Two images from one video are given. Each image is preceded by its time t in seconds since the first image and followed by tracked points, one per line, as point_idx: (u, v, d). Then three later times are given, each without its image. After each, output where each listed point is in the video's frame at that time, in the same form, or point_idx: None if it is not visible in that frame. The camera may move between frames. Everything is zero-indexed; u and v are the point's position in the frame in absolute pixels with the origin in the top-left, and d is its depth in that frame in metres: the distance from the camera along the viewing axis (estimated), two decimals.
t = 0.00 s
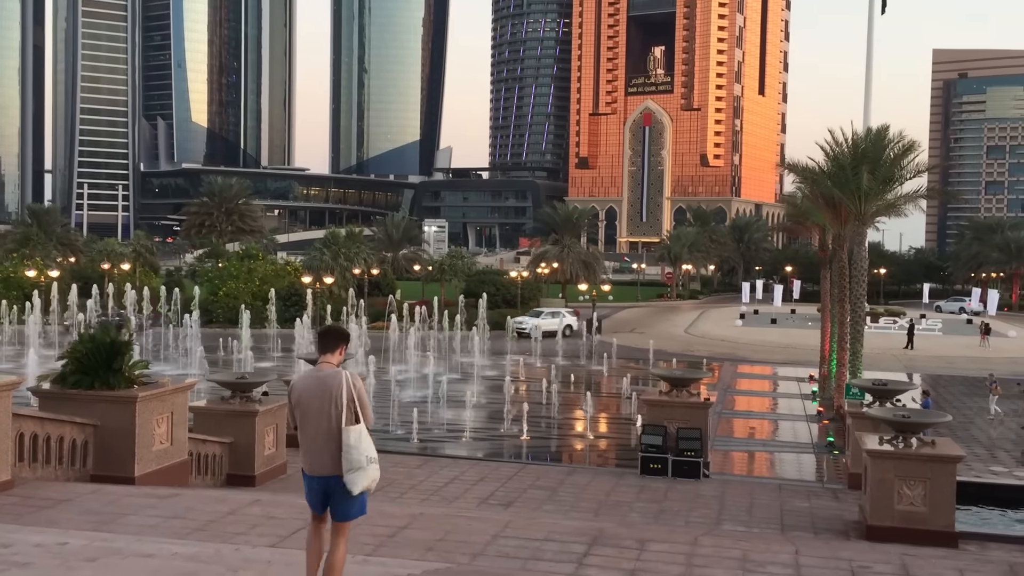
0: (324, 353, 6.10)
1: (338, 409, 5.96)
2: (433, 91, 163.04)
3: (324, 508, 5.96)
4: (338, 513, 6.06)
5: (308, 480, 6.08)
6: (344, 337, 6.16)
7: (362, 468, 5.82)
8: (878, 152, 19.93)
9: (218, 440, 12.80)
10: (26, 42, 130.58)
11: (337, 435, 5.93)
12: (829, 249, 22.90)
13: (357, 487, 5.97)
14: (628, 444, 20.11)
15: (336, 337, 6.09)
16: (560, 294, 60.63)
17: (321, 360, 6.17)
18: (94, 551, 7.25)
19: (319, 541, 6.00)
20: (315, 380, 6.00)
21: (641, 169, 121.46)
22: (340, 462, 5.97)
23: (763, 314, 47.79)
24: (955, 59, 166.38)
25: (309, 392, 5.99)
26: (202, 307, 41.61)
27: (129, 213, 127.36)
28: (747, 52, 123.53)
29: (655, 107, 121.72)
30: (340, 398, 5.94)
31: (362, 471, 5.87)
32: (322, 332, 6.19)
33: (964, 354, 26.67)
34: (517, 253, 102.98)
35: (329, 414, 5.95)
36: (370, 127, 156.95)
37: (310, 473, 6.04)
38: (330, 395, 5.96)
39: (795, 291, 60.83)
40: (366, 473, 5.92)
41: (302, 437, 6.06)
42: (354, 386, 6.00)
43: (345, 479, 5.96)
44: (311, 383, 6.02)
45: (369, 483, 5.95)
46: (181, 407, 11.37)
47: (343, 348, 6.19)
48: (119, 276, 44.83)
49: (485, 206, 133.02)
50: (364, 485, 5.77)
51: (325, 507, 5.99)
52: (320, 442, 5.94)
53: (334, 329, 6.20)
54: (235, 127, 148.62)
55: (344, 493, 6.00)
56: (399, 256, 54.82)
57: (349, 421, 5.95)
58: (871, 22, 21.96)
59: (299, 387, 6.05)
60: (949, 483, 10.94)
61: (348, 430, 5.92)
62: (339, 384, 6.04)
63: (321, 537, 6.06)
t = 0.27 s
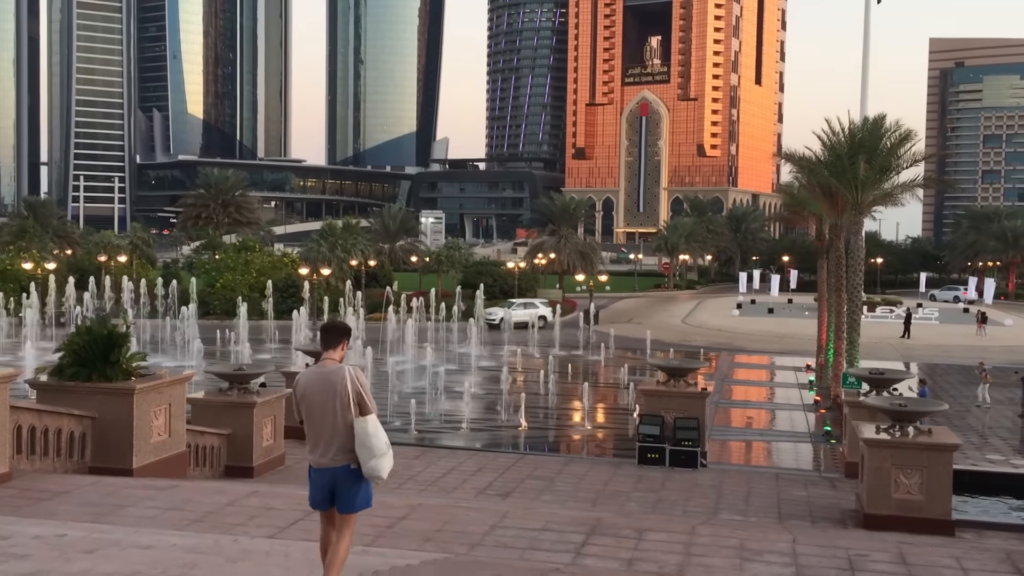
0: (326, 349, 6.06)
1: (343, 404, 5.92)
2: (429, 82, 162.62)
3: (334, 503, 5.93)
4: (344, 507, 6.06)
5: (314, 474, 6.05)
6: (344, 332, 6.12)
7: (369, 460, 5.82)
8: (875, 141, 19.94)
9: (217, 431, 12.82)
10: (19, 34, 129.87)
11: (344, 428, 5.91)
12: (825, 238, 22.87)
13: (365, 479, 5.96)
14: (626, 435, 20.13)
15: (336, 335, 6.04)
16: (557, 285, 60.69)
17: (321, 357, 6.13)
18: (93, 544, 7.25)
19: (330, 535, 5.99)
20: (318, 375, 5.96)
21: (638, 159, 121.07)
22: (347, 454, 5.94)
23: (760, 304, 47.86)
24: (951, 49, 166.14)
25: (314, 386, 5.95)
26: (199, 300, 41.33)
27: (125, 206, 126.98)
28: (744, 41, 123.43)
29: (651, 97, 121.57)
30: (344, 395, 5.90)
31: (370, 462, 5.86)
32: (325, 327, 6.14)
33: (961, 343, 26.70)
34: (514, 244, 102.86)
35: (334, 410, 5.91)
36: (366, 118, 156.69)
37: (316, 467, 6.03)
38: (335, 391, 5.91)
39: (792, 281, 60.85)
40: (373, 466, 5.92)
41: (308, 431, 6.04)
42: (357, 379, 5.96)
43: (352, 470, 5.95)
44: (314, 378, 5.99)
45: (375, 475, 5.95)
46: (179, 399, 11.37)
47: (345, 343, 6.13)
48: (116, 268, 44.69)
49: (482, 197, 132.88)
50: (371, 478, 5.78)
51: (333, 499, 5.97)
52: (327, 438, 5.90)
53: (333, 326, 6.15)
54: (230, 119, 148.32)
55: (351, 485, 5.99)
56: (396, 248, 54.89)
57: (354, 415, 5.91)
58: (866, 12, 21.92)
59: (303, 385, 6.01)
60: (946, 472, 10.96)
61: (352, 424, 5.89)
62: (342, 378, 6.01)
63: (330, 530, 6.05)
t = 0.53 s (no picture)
0: (324, 345, 6.25)
1: (341, 398, 6.07)
2: (420, 76, 162.33)
3: (329, 493, 6.08)
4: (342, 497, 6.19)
5: (311, 467, 6.18)
6: (341, 330, 6.30)
7: (364, 453, 5.95)
8: (866, 134, 20.01)
9: (210, 427, 12.79)
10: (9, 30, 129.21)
11: (341, 423, 6.05)
12: (818, 231, 22.94)
13: (361, 470, 6.12)
14: (619, 427, 20.17)
15: (334, 332, 6.22)
16: (550, 278, 60.82)
17: (320, 353, 6.31)
18: (86, 539, 7.24)
19: (324, 526, 6.08)
20: (317, 371, 6.13)
21: (630, 154, 121.74)
22: (343, 446, 6.08)
23: (753, 297, 48.00)
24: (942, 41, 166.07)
25: (313, 382, 6.10)
26: (191, 295, 41.23)
27: (117, 201, 126.72)
28: (735, 35, 122.98)
29: (643, 90, 121.58)
30: (343, 389, 6.07)
31: (365, 453, 6.00)
32: (321, 325, 6.32)
33: (953, 334, 26.82)
34: (507, 237, 102.78)
35: (331, 403, 6.08)
36: (358, 112, 156.39)
37: (315, 458, 6.16)
38: (335, 386, 6.09)
39: (784, 274, 60.91)
40: (369, 457, 6.07)
41: (306, 424, 6.17)
42: (355, 376, 6.15)
43: (350, 462, 6.10)
44: (314, 374, 6.16)
45: (369, 467, 6.07)
46: (171, 395, 11.36)
47: (342, 340, 6.32)
48: (108, 264, 44.60)
49: (474, 190, 132.82)
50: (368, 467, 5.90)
51: (329, 489, 6.10)
52: (325, 430, 6.03)
53: (332, 323, 6.33)
54: (222, 114, 147.97)
55: (346, 475, 6.12)
56: (389, 243, 55.09)
57: (351, 409, 6.07)
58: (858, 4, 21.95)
59: (303, 379, 6.18)
60: (939, 463, 11.03)
61: (349, 418, 6.04)
62: (341, 375, 6.17)
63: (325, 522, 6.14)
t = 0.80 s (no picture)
0: (316, 346, 6.15)
1: (330, 397, 6.01)
2: (400, 71, 162.15)
3: (316, 489, 6.02)
4: (329, 495, 6.13)
5: (299, 463, 6.13)
6: (332, 329, 6.20)
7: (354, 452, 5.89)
8: (844, 129, 20.12)
9: (188, 424, 12.70)
10: None
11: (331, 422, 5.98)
12: (796, 225, 23.04)
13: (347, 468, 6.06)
14: (599, 422, 20.22)
15: (325, 331, 6.15)
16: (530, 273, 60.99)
17: (311, 353, 6.22)
18: (61, 538, 7.16)
19: (308, 524, 6.00)
20: (309, 371, 6.05)
21: (610, 148, 121.34)
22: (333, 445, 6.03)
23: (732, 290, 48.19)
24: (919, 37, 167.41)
25: (305, 380, 6.03)
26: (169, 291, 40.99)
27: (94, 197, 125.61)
28: (715, 29, 122.93)
29: (624, 86, 121.94)
30: (332, 388, 6.00)
31: (355, 452, 5.92)
32: (316, 325, 6.23)
33: (930, 326, 27.06)
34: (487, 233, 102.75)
35: (321, 402, 6.00)
36: (337, 106, 155.96)
37: (304, 455, 6.08)
38: (326, 384, 6.01)
39: (763, 268, 61.26)
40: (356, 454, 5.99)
41: (296, 423, 6.11)
42: (345, 375, 6.07)
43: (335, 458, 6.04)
44: (306, 373, 6.07)
45: (358, 466, 6.02)
46: (149, 392, 11.27)
47: (334, 340, 6.24)
48: (85, 260, 44.36)
49: (454, 185, 132.80)
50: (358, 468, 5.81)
51: (317, 487, 6.04)
52: (312, 427, 5.99)
53: (323, 324, 6.25)
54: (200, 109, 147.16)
55: (333, 471, 6.07)
56: (368, 239, 55.20)
57: (340, 407, 6.00)
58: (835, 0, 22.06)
59: (294, 378, 6.11)
60: (916, 454, 11.12)
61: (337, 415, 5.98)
62: (333, 374, 6.12)
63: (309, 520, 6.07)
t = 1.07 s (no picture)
0: (291, 348, 6.40)
1: (304, 399, 6.21)
2: (365, 69, 161.46)
3: (291, 487, 6.24)
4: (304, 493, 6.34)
5: (276, 463, 6.33)
6: (307, 332, 6.43)
7: (325, 451, 6.09)
8: (806, 128, 20.45)
9: (150, 425, 12.53)
10: None
11: (302, 423, 6.21)
12: (760, 223, 23.25)
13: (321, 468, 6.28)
14: (566, 420, 20.26)
15: (300, 336, 6.38)
16: (497, 272, 61.08)
17: (288, 355, 6.46)
18: (19, 542, 7.05)
19: (285, 521, 6.22)
20: (282, 374, 6.29)
21: (577, 147, 121.43)
22: (305, 444, 6.24)
23: (698, 288, 48.52)
24: (880, 38, 169.89)
25: (278, 384, 6.25)
26: (132, 289, 40.64)
27: (54, 196, 123.35)
28: (680, 29, 124.60)
29: (589, 84, 121.91)
30: (306, 392, 6.21)
31: (328, 452, 6.11)
32: (290, 330, 6.50)
33: (892, 323, 27.41)
34: (454, 231, 102.50)
35: (296, 405, 6.21)
36: (302, 104, 154.95)
37: (280, 457, 6.30)
38: (299, 389, 6.22)
39: (729, 265, 61.67)
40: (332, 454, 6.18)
41: (269, 422, 6.34)
42: (319, 377, 6.29)
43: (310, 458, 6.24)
44: (279, 375, 6.32)
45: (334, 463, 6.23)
46: (111, 393, 11.13)
47: (310, 344, 6.49)
48: (45, 260, 43.85)
49: (420, 184, 132.47)
50: (329, 465, 6.01)
51: (292, 485, 6.25)
52: (286, 428, 6.20)
53: (300, 327, 6.48)
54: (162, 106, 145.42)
55: (308, 471, 6.28)
56: (334, 236, 54.88)
57: (317, 410, 6.20)
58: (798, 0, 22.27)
59: (269, 381, 6.33)
60: (878, 449, 11.26)
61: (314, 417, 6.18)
62: (305, 376, 6.32)
63: (286, 517, 6.28)
